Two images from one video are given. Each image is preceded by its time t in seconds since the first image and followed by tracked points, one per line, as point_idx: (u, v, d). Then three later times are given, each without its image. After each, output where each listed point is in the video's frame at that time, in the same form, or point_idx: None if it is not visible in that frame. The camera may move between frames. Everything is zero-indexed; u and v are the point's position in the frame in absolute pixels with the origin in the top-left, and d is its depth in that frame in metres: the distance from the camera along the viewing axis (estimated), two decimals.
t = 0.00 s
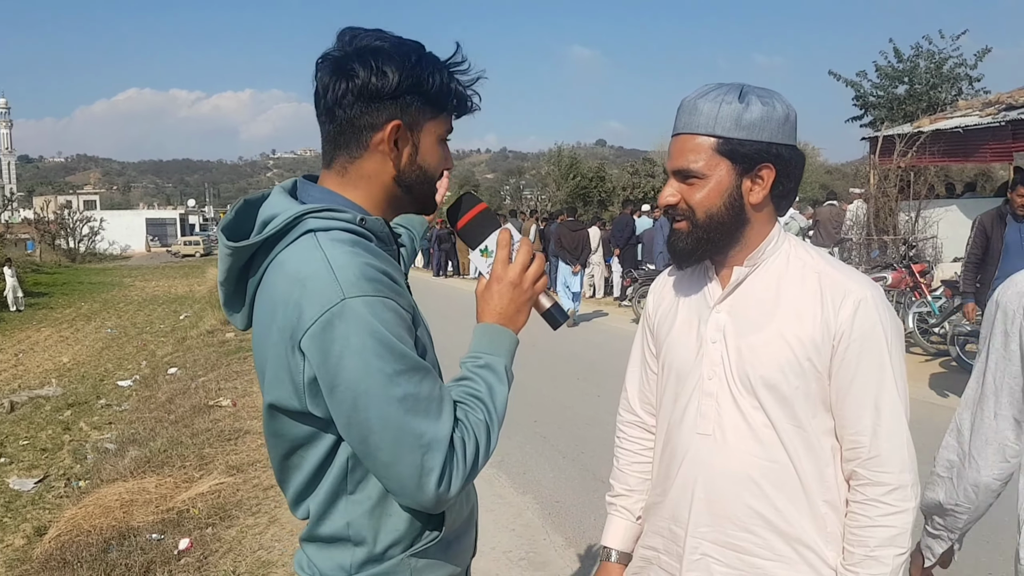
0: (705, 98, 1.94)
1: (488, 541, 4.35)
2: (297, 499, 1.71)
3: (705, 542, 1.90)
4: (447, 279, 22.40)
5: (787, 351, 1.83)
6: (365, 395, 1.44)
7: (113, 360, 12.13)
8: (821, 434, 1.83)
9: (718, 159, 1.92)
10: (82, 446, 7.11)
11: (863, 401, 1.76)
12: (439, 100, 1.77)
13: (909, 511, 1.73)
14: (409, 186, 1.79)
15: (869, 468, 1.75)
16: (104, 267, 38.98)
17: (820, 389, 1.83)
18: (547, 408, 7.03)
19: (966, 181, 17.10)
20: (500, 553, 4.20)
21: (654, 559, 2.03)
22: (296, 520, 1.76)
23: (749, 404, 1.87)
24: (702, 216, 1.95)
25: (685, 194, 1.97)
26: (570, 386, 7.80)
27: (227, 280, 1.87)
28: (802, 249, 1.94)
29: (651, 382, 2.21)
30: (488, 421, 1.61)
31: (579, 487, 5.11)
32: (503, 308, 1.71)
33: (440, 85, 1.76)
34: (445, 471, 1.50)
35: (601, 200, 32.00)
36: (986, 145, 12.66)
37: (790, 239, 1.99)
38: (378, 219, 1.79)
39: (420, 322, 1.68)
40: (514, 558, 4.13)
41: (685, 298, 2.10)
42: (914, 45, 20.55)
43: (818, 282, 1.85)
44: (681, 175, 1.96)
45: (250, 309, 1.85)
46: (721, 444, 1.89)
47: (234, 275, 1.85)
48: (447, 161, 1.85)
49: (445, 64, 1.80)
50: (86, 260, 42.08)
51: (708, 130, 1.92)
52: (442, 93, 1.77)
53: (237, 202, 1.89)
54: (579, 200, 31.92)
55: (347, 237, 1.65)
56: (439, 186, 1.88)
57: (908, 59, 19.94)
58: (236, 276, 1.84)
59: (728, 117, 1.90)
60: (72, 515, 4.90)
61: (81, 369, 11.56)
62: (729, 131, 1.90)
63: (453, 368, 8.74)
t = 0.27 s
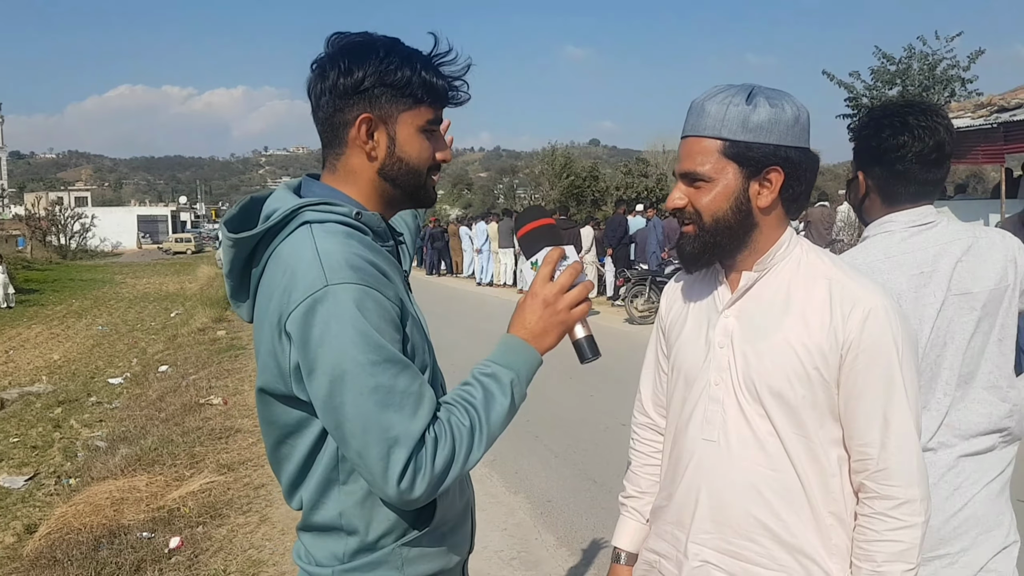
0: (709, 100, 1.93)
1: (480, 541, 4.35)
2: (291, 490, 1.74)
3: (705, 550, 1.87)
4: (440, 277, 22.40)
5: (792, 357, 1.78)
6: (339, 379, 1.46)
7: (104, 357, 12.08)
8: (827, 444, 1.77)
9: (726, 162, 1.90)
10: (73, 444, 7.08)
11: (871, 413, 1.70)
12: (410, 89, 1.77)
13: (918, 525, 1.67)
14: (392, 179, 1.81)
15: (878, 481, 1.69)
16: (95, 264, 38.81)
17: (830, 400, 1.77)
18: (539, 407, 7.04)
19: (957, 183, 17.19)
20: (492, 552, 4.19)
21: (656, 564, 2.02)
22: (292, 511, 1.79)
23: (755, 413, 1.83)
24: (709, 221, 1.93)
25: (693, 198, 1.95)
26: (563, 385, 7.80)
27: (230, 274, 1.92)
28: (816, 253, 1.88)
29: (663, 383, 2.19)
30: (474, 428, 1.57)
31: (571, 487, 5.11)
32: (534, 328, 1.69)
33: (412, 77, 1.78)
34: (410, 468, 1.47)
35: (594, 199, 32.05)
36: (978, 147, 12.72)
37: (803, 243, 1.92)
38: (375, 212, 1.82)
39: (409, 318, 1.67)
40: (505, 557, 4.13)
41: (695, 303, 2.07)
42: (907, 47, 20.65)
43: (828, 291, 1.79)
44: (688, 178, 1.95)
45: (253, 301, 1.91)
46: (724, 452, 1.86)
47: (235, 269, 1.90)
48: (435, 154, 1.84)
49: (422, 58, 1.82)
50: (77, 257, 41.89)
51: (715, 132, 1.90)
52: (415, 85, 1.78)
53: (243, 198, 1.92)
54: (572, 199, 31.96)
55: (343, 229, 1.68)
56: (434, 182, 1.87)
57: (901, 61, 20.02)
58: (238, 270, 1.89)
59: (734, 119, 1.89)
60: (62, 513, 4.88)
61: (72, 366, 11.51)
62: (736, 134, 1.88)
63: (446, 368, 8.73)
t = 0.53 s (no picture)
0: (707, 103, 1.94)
1: (468, 541, 4.35)
2: (279, 482, 1.74)
3: (700, 554, 1.89)
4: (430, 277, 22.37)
5: (790, 362, 1.79)
6: (329, 368, 1.46)
7: (90, 357, 12.00)
8: (824, 450, 1.77)
9: (729, 165, 1.90)
10: (59, 443, 7.04)
11: (869, 421, 1.69)
12: (392, 89, 1.77)
13: (912, 537, 1.65)
14: (375, 180, 1.82)
15: (872, 491, 1.69)
16: (83, 263, 38.58)
17: (828, 407, 1.78)
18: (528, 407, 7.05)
19: (943, 185, 17.32)
20: (480, 552, 4.20)
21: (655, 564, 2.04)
22: (281, 502, 1.79)
23: (753, 420, 1.85)
24: (712, 225, 1.93)
25: (695, 201, 1.96)
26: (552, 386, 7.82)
27: (224, 268, 1.93)
28: (819, 258, 1.87)
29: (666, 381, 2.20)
30: (475, 430, 1.53)
31: (560, 487, 5.12)
32: (565, 354, 1.63)
33: (394, 80, 1.78)
34: (401, 460, 1.45)
35: (584, 200, 32.11)
36: (965, 150, 12.83)
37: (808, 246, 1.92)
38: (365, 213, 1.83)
39: (397, 314, 1.67)
40: (494, 557, 4.13)
41: (699, 308, 2.08)
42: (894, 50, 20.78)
43: (828, 291, 1.79)
44: (689, 181, 1.95)
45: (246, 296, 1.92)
46: (721, 456, 1.88)
47: (231, 263, 1.91)
48: (421, 157, 1.84)
49: (409, 61, 1.82)
50: (64, 256, 41.59)
51: (717, 136, 1.90)
52: (397, 88, 1.78)
53: (241, 195, 1.97)
54: (562, 199, 32.00)
55: (333, 228, 1.68)
56: (421, 185, 1.87)
57: (888, 63, 20.14)
58: (234, 265, 1.90)
59: (736, 122, 1.89)
60: (48, 513, 4.85)
61: (58, 365, 11.43)
62: (739, 137, 1.88)
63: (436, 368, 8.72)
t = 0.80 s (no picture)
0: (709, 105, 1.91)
1: (462, 540, 4.34)
2: (271, 470, 1.74)
3: (692, 552, 1.88)
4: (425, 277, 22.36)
5: (785, 356, 1.78)
6: (319, 354, 1.47)
7: (84, 357, 11.97)
8: (818, 451, 1.76)
9: (734, 166, 1.88)
10: (53, 443, 7.02)
11: (864, 419, 1.69)
12: (376, 95, 1.77)
13: (904, 536, 1.65)
14: (363, 183, 1.82)
15: (866, 490, 1.68)
16: (77, 262, 38.46)
17: (824, 406, 1.76)
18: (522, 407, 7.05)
19: (937, 185, 17.38)
20: (475, 551, 4.19)
21: (649, 561, 2.03)
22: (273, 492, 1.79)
23: (748, 420, 1.84)
24: (717, 229, 1.91)
25: (698, 204, 1.94)
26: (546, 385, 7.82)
27: (229, 264, 1.95)
28: (817, 257, 1.86)
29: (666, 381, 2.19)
30: (470, 420, 1.49)
31: (554, 487, 5.11)
32: (570, 352, 1.59)
33: (378, 86, 1.77)
34: (392, 444, 1.43)
35: (579, 200, 32.14)
36: (959, 150, 12.87)
37: (807, 246, 1.91)
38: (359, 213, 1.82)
39: (384, 307, 1.67)
40: (488, 557, 4.13)
41: (695, 309, 2.07)
42: (888, 50, 20.84)
43: (826, 290, 1.79)
44: (692, 184, 1.93)
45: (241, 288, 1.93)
46: (715, 454, 1.87)
47: (233, 260, 1.94)
48: (410, 160, 1.82)
49: (396, 66, 1.81)
50: (58, 255, 41.46)
51: (722, 137, 1.89)
52: (381, 94, 1.77)
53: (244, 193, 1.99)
54: (557, 199, 32.02)
55: (324, 226, 1.69)
56: (411, 188, 1.85)
57: (882, 63, 20.20)
58: (232, 258, 1.91)
59: (739, 122, 1.87)
60: (42, 513, 4.82)
61: (53, 365, 11.40)
62: (743, 137, 1.87)
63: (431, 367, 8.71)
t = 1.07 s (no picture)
0: (720, 102, 1.90)
1: (464, 539, 4.34)
2: (274, 461, 1.75)
3: (694, 550, 1.86)
4: (427, 276, 22.37)
5: (783, 347, 1.78)
6: (321, 343, 1.48)
7: (87, 356, 11.98)
8: (818, 443, 1.74)
9: (748, 161, 1.88)
10: (56, 442, 7.03)
11: (862, 407, 1.68)
12: (382, 94, 1.77)
13: (906, 519, 1.64)
14: (366, 183, 1.81)
15: (867, 475, 1.67)
16: (80, 261, 38.50)
17: (823, 396, 1.75)
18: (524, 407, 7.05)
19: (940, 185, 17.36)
20: (477, 550, 4.19)
21: (648, 562, 2.02)
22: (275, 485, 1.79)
23: (748, 413, 1.82)
24: (740, 225, 1.88)
25: (714, 200, 1.89)
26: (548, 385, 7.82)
27: (235, 262, 1.97)
28: (804, 253, 1.88)
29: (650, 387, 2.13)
30: (470, 411, 1.48)
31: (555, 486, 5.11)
32: (575, 346, 1.56)
33: (383, 88, 1.77)
34: (393, 432, 1.43)
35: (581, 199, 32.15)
36: (962, 149, 12.84)
37: (795, 244, 1.92)
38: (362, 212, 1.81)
39: (383, 300, 1.66)
40: (490, 556, 4.12)
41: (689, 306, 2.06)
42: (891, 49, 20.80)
43: (818, 284, 1.79)
44: (710, 181, 1.88)
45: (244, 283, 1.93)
46: (714, 450, 1.85)
47: (238, 257, 1.95)
48: (413, 160, 1.81)
49: (402, 68, 1.82)
50: (61, 254, 41.53)
51: (739, 132, 1.88)
52: (386, 96, 1.77)
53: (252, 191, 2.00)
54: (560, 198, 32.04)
55: (327, 222, 1.69)
56: (414, 188, 1.84)
57: (885, 62, 20.17)
58: (238, 254, 1.91)
59: (750, 118, 1.88)
60: (44, 512, 4.83)
61: (55, 364, 11.41)
62: (754, 133, 1.88)
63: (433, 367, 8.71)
